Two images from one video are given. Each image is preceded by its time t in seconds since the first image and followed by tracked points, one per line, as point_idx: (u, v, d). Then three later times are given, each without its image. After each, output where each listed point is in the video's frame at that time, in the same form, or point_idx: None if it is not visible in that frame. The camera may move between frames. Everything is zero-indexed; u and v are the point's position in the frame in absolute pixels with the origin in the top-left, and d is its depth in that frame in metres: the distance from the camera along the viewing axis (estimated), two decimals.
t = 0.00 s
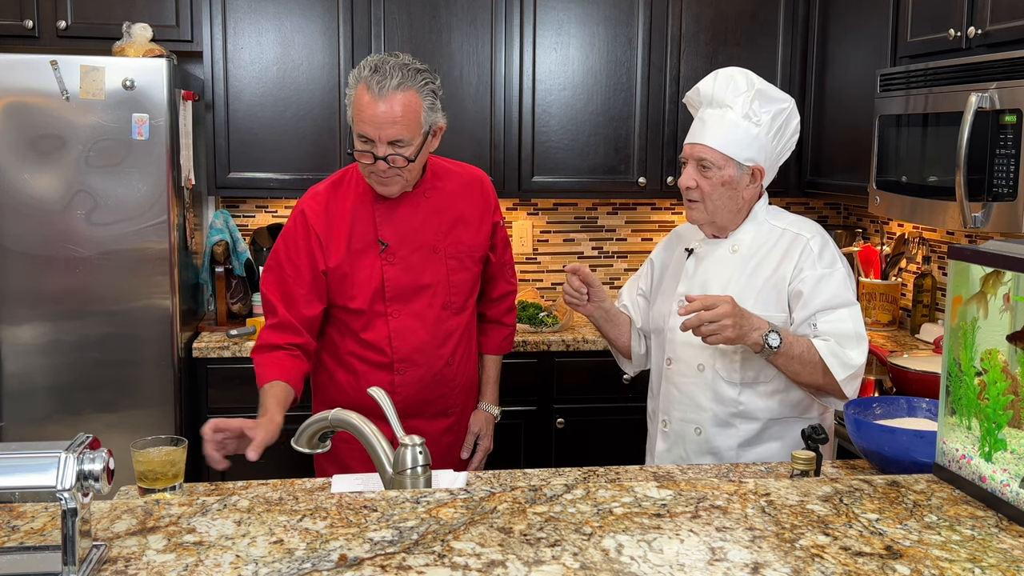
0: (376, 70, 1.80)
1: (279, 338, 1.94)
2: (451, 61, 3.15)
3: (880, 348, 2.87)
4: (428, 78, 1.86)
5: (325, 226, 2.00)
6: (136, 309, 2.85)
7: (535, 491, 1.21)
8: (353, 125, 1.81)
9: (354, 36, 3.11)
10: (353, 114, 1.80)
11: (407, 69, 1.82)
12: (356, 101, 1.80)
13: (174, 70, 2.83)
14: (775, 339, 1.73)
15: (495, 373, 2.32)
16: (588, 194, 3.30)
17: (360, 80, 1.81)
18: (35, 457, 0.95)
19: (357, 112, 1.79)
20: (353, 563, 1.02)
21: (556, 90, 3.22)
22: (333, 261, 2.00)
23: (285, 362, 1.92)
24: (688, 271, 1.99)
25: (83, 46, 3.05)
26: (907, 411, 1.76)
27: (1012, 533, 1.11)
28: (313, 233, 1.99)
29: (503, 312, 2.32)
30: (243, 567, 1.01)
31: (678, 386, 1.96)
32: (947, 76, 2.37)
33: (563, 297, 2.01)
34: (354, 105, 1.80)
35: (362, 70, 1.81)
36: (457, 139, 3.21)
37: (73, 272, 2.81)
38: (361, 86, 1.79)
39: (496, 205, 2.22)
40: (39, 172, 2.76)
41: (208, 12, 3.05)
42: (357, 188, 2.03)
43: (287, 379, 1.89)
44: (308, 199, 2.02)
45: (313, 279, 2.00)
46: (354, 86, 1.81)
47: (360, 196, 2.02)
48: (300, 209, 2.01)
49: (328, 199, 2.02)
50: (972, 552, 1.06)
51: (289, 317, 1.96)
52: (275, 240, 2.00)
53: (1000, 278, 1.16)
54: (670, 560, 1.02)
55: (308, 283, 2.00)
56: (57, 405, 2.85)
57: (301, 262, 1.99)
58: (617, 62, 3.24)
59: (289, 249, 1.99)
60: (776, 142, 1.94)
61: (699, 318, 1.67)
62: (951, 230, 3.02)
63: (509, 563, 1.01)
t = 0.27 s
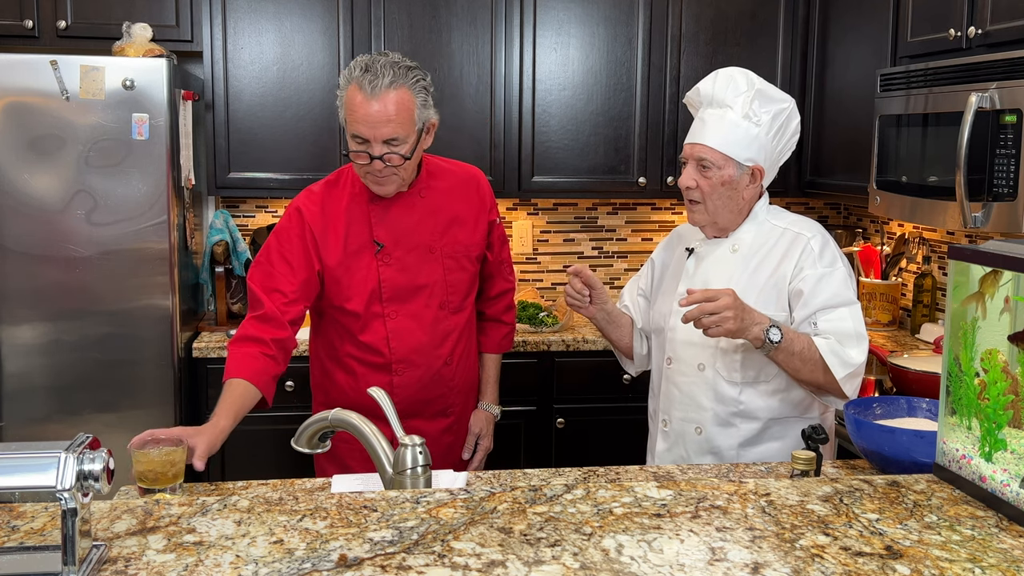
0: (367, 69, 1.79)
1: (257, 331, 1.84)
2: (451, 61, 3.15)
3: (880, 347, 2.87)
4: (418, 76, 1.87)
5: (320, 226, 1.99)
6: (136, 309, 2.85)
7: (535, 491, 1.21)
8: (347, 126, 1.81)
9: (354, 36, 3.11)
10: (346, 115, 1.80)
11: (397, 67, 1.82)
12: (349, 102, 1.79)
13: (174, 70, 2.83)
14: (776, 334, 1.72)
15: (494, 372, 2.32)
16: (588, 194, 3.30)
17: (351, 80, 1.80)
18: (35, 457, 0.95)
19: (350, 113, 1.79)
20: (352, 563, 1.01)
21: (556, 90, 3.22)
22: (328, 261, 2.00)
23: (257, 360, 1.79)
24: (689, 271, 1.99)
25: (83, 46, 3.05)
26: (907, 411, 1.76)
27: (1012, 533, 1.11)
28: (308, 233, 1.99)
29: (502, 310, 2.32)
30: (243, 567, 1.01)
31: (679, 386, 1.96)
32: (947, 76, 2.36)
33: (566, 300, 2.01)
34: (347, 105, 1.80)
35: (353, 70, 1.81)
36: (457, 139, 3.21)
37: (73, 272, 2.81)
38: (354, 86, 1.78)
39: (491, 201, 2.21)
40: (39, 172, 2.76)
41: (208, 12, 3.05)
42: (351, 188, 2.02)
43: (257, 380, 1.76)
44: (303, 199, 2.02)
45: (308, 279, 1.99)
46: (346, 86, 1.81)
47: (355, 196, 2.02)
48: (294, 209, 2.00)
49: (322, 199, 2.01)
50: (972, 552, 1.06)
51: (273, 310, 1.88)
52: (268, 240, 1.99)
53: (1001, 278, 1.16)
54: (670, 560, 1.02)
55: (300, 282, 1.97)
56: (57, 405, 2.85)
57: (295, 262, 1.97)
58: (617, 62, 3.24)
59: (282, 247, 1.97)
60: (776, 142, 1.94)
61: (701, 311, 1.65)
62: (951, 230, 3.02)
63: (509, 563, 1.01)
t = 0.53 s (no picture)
0: (395, 67, 1.87)
1: (250, 335, 1.82)
2: (451, 61, 3.15)
3: (880, 347, 2.87)
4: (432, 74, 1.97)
5: (318, 227, 1.99)
6: (137, 309, 2.85)
7: (535, 491, 1.21)
8: (392, 130, 1.86)
9: (354, 36, 3.11)
10: (390, 118, 1.85)
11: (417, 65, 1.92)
12: (392, 103, 1.85)
13: (174, 70, 2.83)
14: (781, 325, 1.72)
15: (491, 369, 2.32)
16: (588, 194, 3.30)
17: (386, 81, 1.86)
18: (35, 457, 0.95)
19: (395, 114, 1.85)
20: (352, 563, 1.01)
21: (556, 90, 3.22)
22: (326, 262, 2.00)
23: (250, 364, 1.77)
24: (690, 270, 1.99)
25: (83, 46, 3.05)
26: (907, 411, 1.76)
27: (1012, 533, 1.11)
28: (306, 234, 1.98)
29: (497, 307, 2.32)
30: (243, 567, 1.01)
31: (679, 384, 1.96)
32: (947, 76, 2.36)
33: (568, 291, 2.01)
34: (388, 108, 1.85)
35: (380, 72, 1.86)
36: (457, 139, 3.21)
37: (72, 272, 2.81)
38: (388, 85, 1.86)
39: (486, 199, 2.22)
40: (38, 172, 2.76)
41: (208, 12, 3.05)
42: (349, 189, 2.02)
43: (247, 386, 1.75)
44: (300, 199, 2.01)
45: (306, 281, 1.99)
46: (381, 90, 1.86)
47: (353, 197, 2.02)
48: (292, 211, 2.00)
49: (320, 201, 2.01)
50: (972, 552, 1.06)
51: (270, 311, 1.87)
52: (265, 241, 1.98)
53: (1000, 278, 1.16)
54: (670, 560, 1.02)
55: (298, 283, 1.97)
56: (57, 405, 2.85)
57: (293, 264, 1.97)
58: (617, 62, 3.24)
59: (279, 248, 1.97)
60: (778, 142, 1.94)
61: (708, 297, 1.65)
62: (951, 230, 3.02)
63: (509, 563, 1.01)
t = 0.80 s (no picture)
0: (412, 67, 1.87)
1: (253, 338, 1.81)
2: (451, 61, 3.15)
3: (880, 347, 2.87)
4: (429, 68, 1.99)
5: (322, 228, 1.99)
6: (137, 309, 2.85)
7: (535, 491, 1.21)
8: (414, 129, 1.87)
9: (354, 36, 3.11)
10: (412, 118, 1.86)
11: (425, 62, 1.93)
12: (413, 102, 1.86)
13: (174, 70, 2.83)
14: (785, 323, 1.72)
15: (488, 368, 2.33)
16: (588, 194, 3.30)
17: (405, 81, 1.86)
18: (36, 457, 0.95)
19: (417, 113, 1.86)
20: (352, 563, 1.01)
21: (556, 90, 3.22)
22: (330, 263, 1.99)
23: (252, 367, 1.76)
24: (691, 269, 1.99)
25: (83, 46, 3.05)
26: (907, 411, 1.76)
27: (1012, 533, 1.11)
28: (310, 236, 1.98)
29: (493, 306, 2.33)
30: (243, 567, 1.01)
31: (679, 384, 1.96)
32: (947, 76, 2.37)
33: (567, 288, 2.01)
34: (410, 107, 1.86)
35: (398, 71, 1.87)
36: (457, 139, 3.21)
37: (72, 272, 2.81)
38: (410, 85, 1.86)
39: (483, 199, 2.24)
40: (38, 172, 2.76)
41: (208, 12, 3.05)
42: (351, 190, 2.02)
43: (249, 391, 1.73)
44: (301, 200, 2.01)
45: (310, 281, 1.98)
46: (401, 89, 1.86)
47: (356, 197, 2.02)
48: (293, 212, 1.99)
49: (322, 201, 2.01)
50: (972, 552, 1.06)
51: (272, 314, 1.87)
52: (266, 243, 1.97)
53: (1000, 278, 1.16)
54: (670, 560, 1.02)
55: (302, 284, 1.95)
56: (57, 405, 2.85)
57: (297, 264, 1.96)
58: (617, 62, 3.24)
59: (281, 250, 1.95)
60: (783, 142, 1.94)
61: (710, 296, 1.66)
62: (951, 230, 3.02)
63: (509, 563, 1.01)
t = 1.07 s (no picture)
0: (418, 67, 1.88)
1: (252, 338, 1.81)
2: (451, 61, 3.15)
3: (880, 348, 2.87)
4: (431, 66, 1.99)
5: (324, 227, 1.99)
6: (137, 309, 2.85)
7: (535, 491, 1.21)
8: (418, 128, 1.87)
9: (354, 36, 3.11)
10: (417, 117, 1.86)
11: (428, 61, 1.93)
12: (418, 101, 1.86)
13: (174, 70, 2.83)
14: (780, 332, 1.72)
15: (487, 367, 2.33)
16: (588, 194, 3.30)
17: (411, 80, 1.86)
18: (36, 457, 0.95)
19: (422, 113, 1.86)
20: (352, 563, 1.01)
21: (556, 90, 3.22)
22: (333, 263, 1.99)
23: (251, 368, 1.76)
24: (691, 270, 1.99)
25: (83, 46, 3.05)
26: (907, 412, 1.76)
27: (1012, 533, 1.11)
28: (312, 235, 1.98)
29: (492, 306, 2.33)
30: (243, 567, 1.01)
31: (678, 384, 1.96)
32: (947, 76, 2.37)
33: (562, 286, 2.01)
34: (415, 107, 1.86)
35: (405, 70, 1.87)
36: (457, 139, 3.21)
37: (72, 272, 2.81)
38: (416, 85, 1.86)
39: (483, 200, 2.25)
40: (39, 172, 2.75)
41: (208, 12, 3.05)
42: (353, 189, 2.02)
43: (247, 392, 1.73)
44: (304, 200, 2.01)
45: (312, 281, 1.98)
46: (407, 89, 1.86)
47: (359, 197, 2.02)
48: (295, 211, 1.99)
49: (324, 201, 2.01)
50: (972, 552, 1.06)
51: (273, 315, 1.86)
52: (268, 243, 1.97)
53: (1000, 278, 1.15)
54: (671, 560, 1.02)
55: (304, 284, 1.95)
56: (57, 405, 2.85)
57: (298, 264, 1.95)
58: (617, 62, 3.24)
59: (283, 249, 1.95)
60: (778, 141, 1.94)
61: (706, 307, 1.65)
62: (951, 230, 3.02)
63: (509, 563, 1.01)
